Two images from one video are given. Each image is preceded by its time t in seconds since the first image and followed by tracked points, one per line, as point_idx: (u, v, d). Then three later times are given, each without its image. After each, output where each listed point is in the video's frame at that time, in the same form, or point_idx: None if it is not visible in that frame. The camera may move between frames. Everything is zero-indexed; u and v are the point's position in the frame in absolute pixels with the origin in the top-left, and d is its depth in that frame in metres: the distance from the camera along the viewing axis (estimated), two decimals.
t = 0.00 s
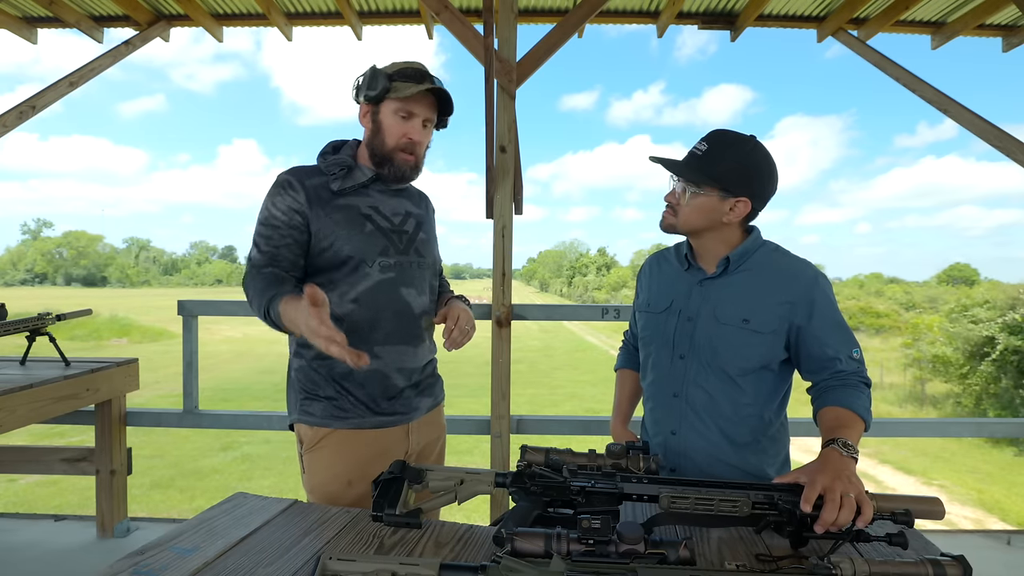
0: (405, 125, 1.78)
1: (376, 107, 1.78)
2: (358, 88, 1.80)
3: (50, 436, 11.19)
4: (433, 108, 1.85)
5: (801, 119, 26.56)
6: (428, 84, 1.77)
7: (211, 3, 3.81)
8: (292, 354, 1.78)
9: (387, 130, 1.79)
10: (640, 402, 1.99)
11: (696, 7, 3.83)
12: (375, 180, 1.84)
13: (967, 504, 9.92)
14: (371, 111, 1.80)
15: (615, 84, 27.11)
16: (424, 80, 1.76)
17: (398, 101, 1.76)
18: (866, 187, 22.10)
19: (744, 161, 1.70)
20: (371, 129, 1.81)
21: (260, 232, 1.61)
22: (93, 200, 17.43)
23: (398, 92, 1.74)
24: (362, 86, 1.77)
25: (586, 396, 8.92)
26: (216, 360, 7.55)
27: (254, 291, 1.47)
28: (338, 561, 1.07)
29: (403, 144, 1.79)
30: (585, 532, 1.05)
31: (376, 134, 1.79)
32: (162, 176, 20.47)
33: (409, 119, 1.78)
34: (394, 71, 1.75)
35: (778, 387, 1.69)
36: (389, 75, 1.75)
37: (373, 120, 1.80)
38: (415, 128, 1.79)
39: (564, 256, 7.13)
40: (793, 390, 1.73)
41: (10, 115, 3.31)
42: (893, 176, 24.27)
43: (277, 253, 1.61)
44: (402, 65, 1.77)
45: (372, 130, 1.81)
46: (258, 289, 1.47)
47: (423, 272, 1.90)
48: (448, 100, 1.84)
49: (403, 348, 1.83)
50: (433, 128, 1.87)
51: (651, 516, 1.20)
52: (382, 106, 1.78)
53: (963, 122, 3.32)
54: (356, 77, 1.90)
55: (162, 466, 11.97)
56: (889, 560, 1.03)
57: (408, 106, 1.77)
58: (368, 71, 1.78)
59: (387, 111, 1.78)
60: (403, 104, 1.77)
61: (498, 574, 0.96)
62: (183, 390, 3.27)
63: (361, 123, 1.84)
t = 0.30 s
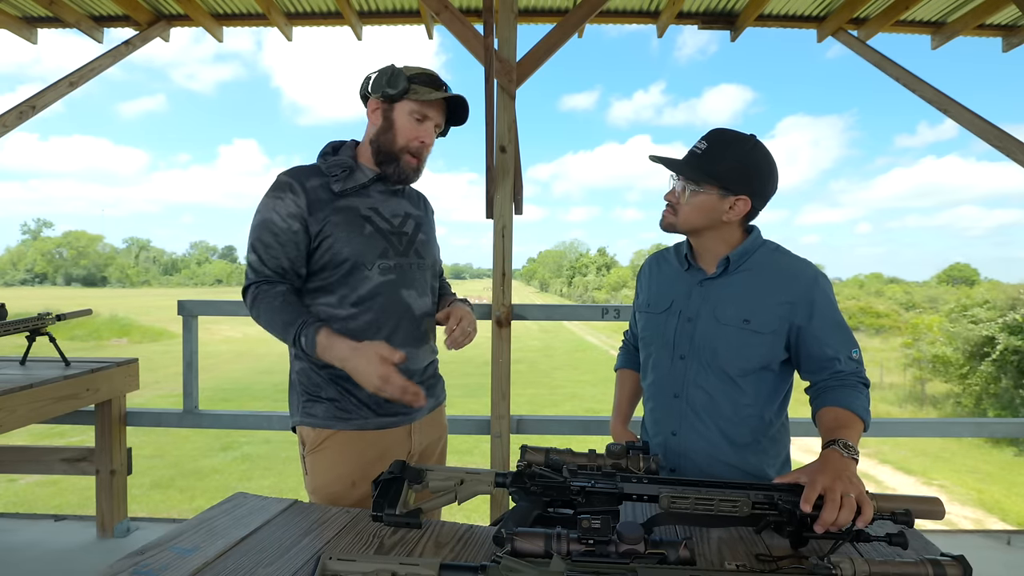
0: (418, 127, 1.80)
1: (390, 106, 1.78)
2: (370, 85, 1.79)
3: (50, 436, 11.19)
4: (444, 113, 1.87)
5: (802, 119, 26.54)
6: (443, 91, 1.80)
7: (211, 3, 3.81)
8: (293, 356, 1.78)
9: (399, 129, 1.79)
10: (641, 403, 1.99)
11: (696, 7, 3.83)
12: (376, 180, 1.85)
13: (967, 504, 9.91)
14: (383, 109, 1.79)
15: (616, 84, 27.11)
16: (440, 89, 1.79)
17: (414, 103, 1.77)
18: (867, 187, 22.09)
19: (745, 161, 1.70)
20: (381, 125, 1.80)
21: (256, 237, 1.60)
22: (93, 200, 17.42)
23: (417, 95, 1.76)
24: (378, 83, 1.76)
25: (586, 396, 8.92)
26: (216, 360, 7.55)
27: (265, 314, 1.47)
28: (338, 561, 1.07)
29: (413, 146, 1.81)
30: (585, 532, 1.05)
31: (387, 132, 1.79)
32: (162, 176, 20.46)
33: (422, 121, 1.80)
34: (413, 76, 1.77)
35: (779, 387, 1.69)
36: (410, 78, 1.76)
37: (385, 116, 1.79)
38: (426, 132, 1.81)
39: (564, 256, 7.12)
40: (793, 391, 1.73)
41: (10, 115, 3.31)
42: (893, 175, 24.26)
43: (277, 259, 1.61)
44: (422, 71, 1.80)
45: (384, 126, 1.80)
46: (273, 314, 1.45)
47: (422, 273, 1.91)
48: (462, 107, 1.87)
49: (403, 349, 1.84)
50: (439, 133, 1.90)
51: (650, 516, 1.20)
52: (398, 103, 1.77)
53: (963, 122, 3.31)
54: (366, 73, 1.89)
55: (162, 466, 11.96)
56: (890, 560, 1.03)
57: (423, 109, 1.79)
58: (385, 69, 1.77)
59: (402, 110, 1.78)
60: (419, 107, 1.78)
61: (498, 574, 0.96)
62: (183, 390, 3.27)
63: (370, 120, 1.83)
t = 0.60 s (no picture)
0: (415, 124, 1.80)
1: (383, 106, 1.78)
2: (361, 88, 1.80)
3: (50, 436, 11.19)
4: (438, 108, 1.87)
5: (802, 119, 26.52)
6: (433, 85, 1.80)
7: (211, 3, 3.81)
8: (292, 356, 1.77)
9: (395, 128, 1.79)
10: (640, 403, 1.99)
11: (696, 7, 3.83)
12: (376, 178, 1.85)
13: (967, 505, 9.89)
14: (376, 110, 1.80)
15: (616, 84, 27.11)
16: (431, 83, 1.80)
17: (407, 100, 1.78)
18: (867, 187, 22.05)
19: (745, 160, 1.70)
20: (375, 126, 1.81)
21: (263, 221, 1.58)
22: (93, 200, 17.42)
23: (409, 92, 1.76)
24: (369, 86, 1.77)
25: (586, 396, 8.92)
26: (216, 361, 7.55)
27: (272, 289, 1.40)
28: (338, 561, 1.07)
29: (410, 143, 1.81)
30: (585, 532, 1.04)
31: (385, 133, 1.80)
32: (162, 176, 20.46)
33: (417, 118, 1.80)
34: (403, 73, 1.76)
35: (778, 387, 1.69)
36: (399, 76, 1.76)
37: (378, 118, 1.80)
38: (422, 127, 1.82)
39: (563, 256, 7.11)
40: (792, 391, 1.72)
41: (10, 115, 3.31)
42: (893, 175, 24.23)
43: (284, 242, 1.59)
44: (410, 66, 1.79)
45: (378, 127, 1.80)
46: (277, 289, 1.39)
47: (420, 272, 1.90)
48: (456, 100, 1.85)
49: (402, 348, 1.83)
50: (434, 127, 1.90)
51: (650, 516, 1.20)
52: (389, 104, 1.78)
53: (963, 121, 3.31)
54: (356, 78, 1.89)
55: (162, 466, 11.97)
56: (890, 560, 1.03)
57: (417, 104, 1.79)
58: (373, 71, 1.77)
59: (395, 109, 1.78)
60: (413, 103, 1.78)
61: (498, 574, 0.96)
62: (183, 390, 3.26)
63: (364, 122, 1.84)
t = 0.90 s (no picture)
0: (390, 115, 1.79)
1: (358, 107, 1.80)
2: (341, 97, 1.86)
3: (50, 436, 11.20)
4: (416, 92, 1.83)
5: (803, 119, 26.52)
6: (404, 75, 1.79)
7: (211, 3, 3.81)
8: (292, 357, 1.77)
9: (374, 124, 1.79)
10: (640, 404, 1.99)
11: (696, 7, 3.83)
12: (378, 178, 1.84)
13: (967, 505, 9.90)
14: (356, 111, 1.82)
15: (616, 84, 27.11)
16: (396, 70, 1.77)
17: (378, 95, 1.79)
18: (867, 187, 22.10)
19: (745, 160, 1.70)
20: (359, 127, 1.82)
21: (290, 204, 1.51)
22: (93, 200, 17.41)
23: (375, 87, 1.76)
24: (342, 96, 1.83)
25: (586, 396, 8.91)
26: (216, 361, 7.55)
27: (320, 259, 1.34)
28: (337, 561, 1.07)
29: (393, 134, 1.80)
30: (585, 532, 1.04)
31: (365, 132, 1.81)
32: (162, 176, 20.46)
33: (394, 109, 1.80)
34: (368, 70, 1.77)
35: (778, 388, 1.68)
36: (364, 75, 1.77)
37: (359, 119, 1.81)
38: (401, 118, 1.80)
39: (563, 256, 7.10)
40: (792, 391, 1.72)
41: (10, 115, 3.31)
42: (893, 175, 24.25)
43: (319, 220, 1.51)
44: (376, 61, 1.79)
45: (361, 127, 1.81)
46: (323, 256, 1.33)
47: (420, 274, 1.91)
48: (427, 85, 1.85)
49: (402, 348, 1.83)
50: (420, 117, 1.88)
51: (650, 516, 1.20)
52: (365, 104, 1.80)
53: (963, 122, 3.31)
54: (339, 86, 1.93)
55: (162, 466, 11.97)
56: (889, 560, 1.02)
57: (390, 97, 1.79)
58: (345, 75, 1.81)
59: (371, 108, 1.80)
60: (385, 96, 1.79)
61: (498, 574, 0.96)
62: (183, 390, 3.26)
63: (352, 126, 1.84)
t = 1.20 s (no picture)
0: (439, 133, 1.83)
1: (409, 114, 1.77)
2: (385, 90, 1.74)
3: (50, 436, 11.20)
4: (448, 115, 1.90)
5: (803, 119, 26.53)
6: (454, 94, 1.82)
7: (211, 3, 3.81)
8: (292, 358, 1.77)
9: (422, 136, 1.80)
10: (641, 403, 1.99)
11: (696, 7, 3.83)
12: (382, 179, 1.85)
13: (967, 504, 9.89)
14: (400, 116, 1.78)
15: (617, 84, 27.10)
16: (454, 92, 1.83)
17: (435, 110, 1.79)
18: (867, 187, 22.08)
19: (746, 161, 1.70)
20: (399, 132, 1.79)
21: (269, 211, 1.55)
22: (93, 200, 17.41)
23: (439, 103, 1.78)
24: (398, 90, 1.73)
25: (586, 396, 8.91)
26: (216, 361, 7.56)
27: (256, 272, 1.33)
28: (338, 561, 1.07)
29: (436, 151, 1.85)
30: (585, 532, 1.05)
31: (411, 142, 1.80)
32: (162, 177, 20.46)
33: (442, 126, 1.83)
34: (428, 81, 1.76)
35: (779, 388, 1.68)
36: (428, 83, 1.76)
37: (402, 124, 1.78)
38: (445, 135, 1.85)
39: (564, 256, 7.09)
40: (793, 392, 1.72)
41: (10, 115, 3.31)
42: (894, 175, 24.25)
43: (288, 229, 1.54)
44: (434, 73, 1.78)
45: (403, 134, 1.79)
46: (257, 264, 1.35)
47: (421, 275, 1.91)
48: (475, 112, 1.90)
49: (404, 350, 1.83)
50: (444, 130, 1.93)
51: (650, 516, 1.20)
52: (416, 111, 1.78)
53: (963, 122, 3.31)
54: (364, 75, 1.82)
55: (162, 466, 11.98)
56: (890, 560, 1.02)
57: (443, 113, 1.82)
58: (400, 74, 1.72)
59: (422, 118, 1.79)
60: (439, 113, 1.81)
61: (498, 574, 0.96)
62: (183, 390, 3.26)
63: (383, 126, 1.79)
